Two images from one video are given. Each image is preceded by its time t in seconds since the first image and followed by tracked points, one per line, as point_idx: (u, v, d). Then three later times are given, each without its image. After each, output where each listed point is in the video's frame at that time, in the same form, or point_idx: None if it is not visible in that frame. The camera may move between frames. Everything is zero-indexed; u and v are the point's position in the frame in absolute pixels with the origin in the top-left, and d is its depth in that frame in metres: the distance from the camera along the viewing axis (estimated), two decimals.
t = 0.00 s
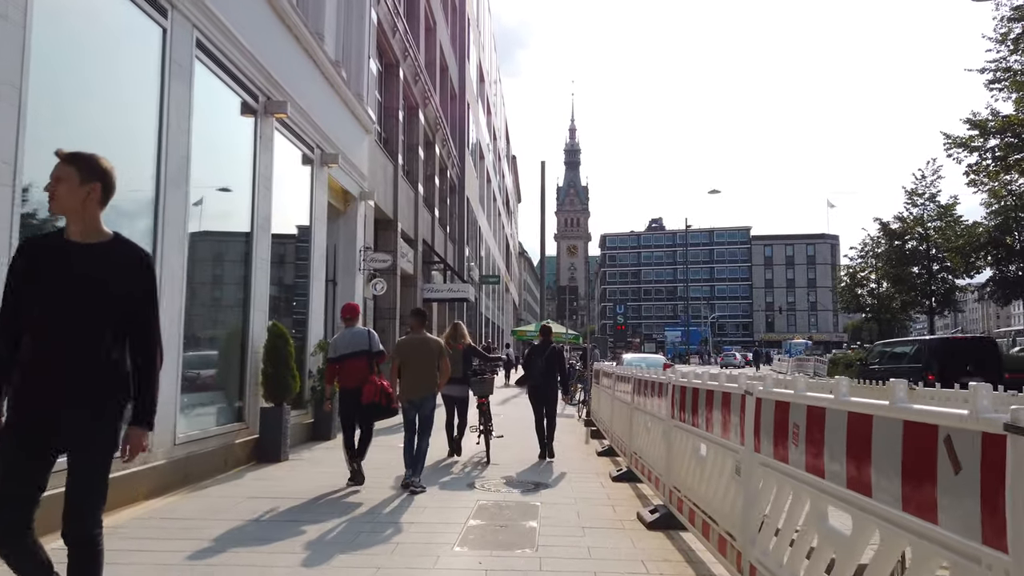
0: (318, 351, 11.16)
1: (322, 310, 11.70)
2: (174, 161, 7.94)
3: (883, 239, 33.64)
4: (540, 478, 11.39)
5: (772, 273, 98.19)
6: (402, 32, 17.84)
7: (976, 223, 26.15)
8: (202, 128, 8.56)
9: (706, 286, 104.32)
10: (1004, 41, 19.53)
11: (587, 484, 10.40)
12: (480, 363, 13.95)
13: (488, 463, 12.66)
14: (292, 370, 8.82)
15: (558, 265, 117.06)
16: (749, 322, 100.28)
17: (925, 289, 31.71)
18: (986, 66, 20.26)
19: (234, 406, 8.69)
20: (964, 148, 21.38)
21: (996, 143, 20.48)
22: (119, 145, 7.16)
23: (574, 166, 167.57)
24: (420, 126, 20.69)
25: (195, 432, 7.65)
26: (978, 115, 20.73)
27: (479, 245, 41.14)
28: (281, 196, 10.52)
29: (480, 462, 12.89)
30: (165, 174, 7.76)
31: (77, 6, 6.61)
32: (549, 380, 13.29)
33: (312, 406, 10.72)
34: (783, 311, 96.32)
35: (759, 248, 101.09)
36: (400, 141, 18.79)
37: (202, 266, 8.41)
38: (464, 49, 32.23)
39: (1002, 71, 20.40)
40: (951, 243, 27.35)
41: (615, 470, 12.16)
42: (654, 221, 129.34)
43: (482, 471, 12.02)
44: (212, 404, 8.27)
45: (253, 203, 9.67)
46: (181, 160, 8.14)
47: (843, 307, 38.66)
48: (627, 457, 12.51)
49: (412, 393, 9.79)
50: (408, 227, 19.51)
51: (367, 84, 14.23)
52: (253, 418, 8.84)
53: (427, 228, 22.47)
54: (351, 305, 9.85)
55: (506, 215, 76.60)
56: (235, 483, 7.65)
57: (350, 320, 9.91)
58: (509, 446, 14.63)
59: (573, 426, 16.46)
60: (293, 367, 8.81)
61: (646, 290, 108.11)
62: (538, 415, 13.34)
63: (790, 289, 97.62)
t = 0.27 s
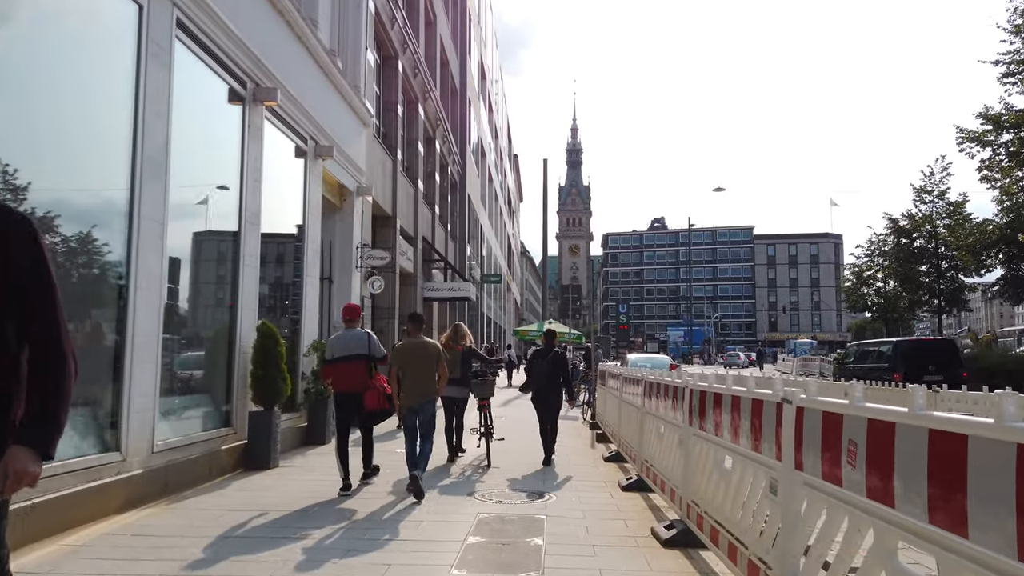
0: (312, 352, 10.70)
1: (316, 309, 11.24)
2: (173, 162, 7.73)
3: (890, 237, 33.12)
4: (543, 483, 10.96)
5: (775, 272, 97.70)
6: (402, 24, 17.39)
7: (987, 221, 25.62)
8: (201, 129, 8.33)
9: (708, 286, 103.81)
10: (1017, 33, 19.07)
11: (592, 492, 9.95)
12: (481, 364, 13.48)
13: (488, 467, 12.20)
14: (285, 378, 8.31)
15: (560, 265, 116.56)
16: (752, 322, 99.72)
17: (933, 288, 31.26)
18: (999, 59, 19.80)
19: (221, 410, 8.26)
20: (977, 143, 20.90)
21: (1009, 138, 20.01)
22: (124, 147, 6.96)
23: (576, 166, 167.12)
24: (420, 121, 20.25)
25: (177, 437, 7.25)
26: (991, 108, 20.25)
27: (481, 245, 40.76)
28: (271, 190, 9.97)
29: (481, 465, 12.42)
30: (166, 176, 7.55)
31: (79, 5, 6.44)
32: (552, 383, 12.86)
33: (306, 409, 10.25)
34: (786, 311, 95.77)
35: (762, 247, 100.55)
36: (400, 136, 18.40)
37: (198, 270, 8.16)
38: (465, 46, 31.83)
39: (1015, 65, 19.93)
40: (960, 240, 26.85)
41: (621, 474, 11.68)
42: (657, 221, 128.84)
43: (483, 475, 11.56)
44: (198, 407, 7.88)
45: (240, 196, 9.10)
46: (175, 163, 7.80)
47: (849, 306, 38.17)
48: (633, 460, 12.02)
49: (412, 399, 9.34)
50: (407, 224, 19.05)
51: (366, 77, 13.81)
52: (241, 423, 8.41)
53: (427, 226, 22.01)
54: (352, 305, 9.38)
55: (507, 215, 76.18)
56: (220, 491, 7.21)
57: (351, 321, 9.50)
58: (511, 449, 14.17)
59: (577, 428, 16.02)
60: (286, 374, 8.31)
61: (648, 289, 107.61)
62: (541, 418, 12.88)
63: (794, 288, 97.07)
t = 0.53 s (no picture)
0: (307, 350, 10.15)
1: (312, 303, 10.80)
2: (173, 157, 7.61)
3: (900, 233, 32.61)
4: (548, 484, 10.51)
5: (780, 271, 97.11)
6: (402, 13, 16.93)
7: (1001, 216, 25.07)
8: (201, 123, 8.17)
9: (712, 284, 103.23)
10: None
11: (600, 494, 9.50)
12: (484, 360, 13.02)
13: (492, 466, 11.75)
14: (275, 373, 7.83)
15: (563, 263, 116.09)
16: (756, 320, 99.14)
17: (944, 285, 30.84)
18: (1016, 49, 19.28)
19: (209, 410, 7.85)
20: (993, 136, 20.38)
21: None
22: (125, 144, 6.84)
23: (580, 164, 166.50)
24: (422, 114, 19.80)
25: (160, 439, 6.86)
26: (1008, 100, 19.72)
27: (483, 242, 40.26)
28: (263, 178, 9.50)
29: (484, 464, 11.97)
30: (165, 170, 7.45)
31: (80, 4, 6.26)
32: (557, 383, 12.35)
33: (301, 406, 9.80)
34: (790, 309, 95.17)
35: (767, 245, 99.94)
36: (401, 128, 17.92)
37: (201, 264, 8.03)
38: (468, 40, 31.32)
39: None
40: (973, 237, 26.30)
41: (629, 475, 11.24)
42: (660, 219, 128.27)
43: (486, 475, 11.11)
44: (185, 406, 7.52)
45: (229, 183, 8.65)
46: (175, 162, 7.64)
47: (857, 304, 37.64)
48: (643, 459, 11.57)
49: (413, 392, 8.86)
50: (409, 218, 18.62)
51: (365, 64, 13.33)
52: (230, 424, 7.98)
53: (429, 221, 21.56)
54: (356, 298, 9.17)
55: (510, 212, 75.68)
56: (206, 495, 6.78)
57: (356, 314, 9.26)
58: (515, 448, 13.71)
59: (582, 427, 15.57)
60: (275, 370, 7.82)
61: (652, 288, 107.05)
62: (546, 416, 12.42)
63: (798, 287, 96.47)
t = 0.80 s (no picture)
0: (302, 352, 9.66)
1: (309, 303, 10.36)
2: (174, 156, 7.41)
3: (909, 233, 32.11)
4: (554, 490, 10.11)
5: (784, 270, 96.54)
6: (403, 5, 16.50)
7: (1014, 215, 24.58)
8: (200, 117, 7.91)
9: (716, 285, 102.70)
10: None
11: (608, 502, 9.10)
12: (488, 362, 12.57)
13: (496, 472, 11.31)
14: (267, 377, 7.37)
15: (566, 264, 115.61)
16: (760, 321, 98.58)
17: (954, 285, 30.39)
18: None
19: (195, 416, 7.41)
20: (1008, 132, 19.89)
21: None
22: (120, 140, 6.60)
23: (582, 164, 165.95)
24: (423, 110, 19.38)
25: (141, 450, 6.44)
26: None
27: (486, 242, 39.81)
28: (254, 171, 9.01)
29: (487, 470, 11.53)
30: (164, 170, 7.24)
31: None
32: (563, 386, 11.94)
33: (296, 411, 9.35)
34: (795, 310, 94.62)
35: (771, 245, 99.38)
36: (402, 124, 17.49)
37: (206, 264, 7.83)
38: (470, 36, 30.87)
39: None
40: (985, 235, 25.81)
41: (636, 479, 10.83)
42: (663, 219, 127.78)
43: (490, 480, 10.67)
44: (171, 412, 7.11)
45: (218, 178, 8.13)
46: (174, 158, 7.42)
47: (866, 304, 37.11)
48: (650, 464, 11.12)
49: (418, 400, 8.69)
50: (410, 217, 18.20)
51: (364, 56, 12.90)
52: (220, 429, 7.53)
53: (431, 219, 21.13)
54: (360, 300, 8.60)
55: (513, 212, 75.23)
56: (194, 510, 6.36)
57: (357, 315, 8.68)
58: (519, 453, 13.27)
59: (588, 430, 15.16)
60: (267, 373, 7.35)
61: (655, 288, 106.55)
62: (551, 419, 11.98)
63: (803, 287, 95.92)
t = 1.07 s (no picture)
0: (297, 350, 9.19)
1: (304, 297, 9.90)
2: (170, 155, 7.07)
3: (919, 230, 31.59)
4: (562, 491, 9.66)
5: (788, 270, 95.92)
6: None
7: None
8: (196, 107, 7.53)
9: (720, 284, 102.14)
10: None
11: (620, 506, 8.65)
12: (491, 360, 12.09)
13: (500, 473, 10.86)
14: (258, 377, 6.92)
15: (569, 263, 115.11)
16: (764, 320, 98.04)
17: (966, 283, 29.90)
18: None
19: (179, 418, 6.94)
20: None
21: None
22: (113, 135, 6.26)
23: (585, 163, 165.42)
24: (425, 103, 18.92)
25: (116, 456, 5.91)
26: None
27: (489, 240, 39.35)
28: (248, 161, 8.54)
29: (490, 470, 11.08)
30: (163, 168, 6.95)
31: None
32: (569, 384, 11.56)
33: (291, 412, 8.90)
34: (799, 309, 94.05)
35: (775, 244, 98.80)
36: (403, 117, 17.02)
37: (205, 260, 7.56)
38: (473, 30, 30.36)
39: None
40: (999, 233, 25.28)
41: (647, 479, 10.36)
42: (667, 218, 127.21)
43: (493, 481, 10.23)
44: (154, 415, 6.64)
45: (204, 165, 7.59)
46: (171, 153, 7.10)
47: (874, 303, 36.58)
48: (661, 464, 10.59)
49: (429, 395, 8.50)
50: (411, 212, 17.75)
51: (363, 43, 12.42)
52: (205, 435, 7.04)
53: (432, 215, 20.67)
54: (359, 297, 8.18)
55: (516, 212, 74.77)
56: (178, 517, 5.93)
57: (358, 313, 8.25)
58: (523, 453, 12.82)
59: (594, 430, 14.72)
60: (258, 373, 6.90)
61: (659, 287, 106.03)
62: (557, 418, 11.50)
63: (807, 286, 95.34)
